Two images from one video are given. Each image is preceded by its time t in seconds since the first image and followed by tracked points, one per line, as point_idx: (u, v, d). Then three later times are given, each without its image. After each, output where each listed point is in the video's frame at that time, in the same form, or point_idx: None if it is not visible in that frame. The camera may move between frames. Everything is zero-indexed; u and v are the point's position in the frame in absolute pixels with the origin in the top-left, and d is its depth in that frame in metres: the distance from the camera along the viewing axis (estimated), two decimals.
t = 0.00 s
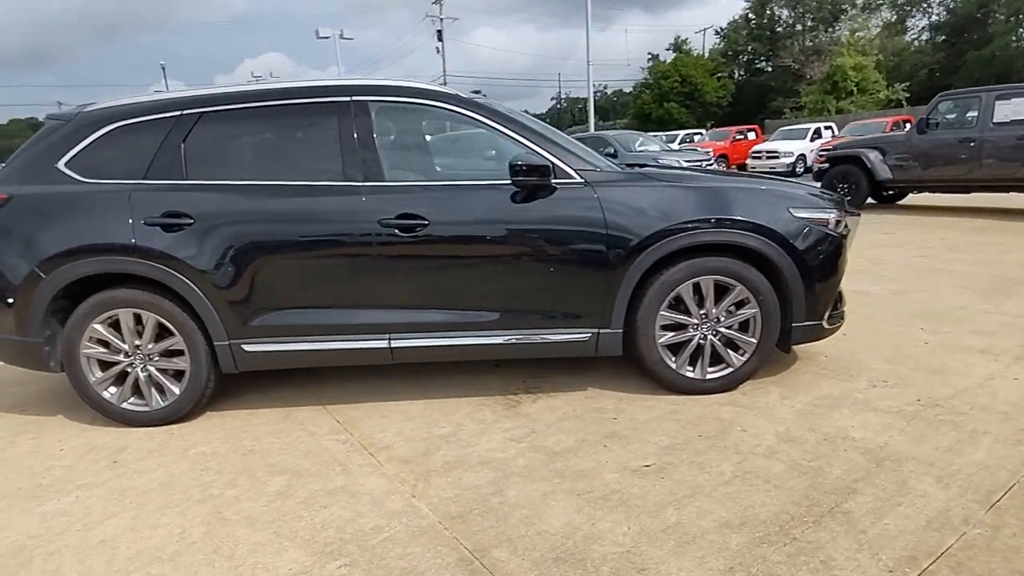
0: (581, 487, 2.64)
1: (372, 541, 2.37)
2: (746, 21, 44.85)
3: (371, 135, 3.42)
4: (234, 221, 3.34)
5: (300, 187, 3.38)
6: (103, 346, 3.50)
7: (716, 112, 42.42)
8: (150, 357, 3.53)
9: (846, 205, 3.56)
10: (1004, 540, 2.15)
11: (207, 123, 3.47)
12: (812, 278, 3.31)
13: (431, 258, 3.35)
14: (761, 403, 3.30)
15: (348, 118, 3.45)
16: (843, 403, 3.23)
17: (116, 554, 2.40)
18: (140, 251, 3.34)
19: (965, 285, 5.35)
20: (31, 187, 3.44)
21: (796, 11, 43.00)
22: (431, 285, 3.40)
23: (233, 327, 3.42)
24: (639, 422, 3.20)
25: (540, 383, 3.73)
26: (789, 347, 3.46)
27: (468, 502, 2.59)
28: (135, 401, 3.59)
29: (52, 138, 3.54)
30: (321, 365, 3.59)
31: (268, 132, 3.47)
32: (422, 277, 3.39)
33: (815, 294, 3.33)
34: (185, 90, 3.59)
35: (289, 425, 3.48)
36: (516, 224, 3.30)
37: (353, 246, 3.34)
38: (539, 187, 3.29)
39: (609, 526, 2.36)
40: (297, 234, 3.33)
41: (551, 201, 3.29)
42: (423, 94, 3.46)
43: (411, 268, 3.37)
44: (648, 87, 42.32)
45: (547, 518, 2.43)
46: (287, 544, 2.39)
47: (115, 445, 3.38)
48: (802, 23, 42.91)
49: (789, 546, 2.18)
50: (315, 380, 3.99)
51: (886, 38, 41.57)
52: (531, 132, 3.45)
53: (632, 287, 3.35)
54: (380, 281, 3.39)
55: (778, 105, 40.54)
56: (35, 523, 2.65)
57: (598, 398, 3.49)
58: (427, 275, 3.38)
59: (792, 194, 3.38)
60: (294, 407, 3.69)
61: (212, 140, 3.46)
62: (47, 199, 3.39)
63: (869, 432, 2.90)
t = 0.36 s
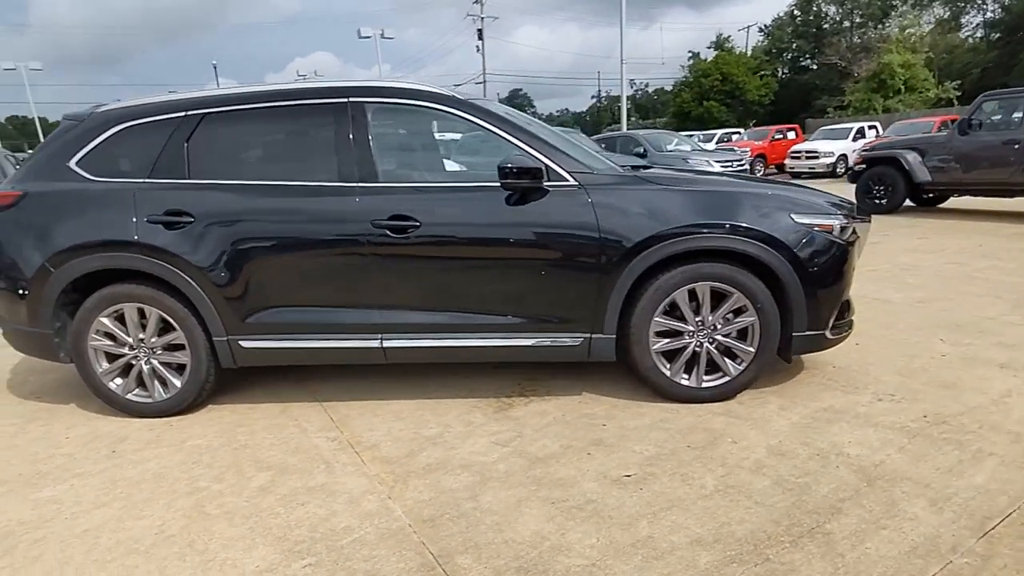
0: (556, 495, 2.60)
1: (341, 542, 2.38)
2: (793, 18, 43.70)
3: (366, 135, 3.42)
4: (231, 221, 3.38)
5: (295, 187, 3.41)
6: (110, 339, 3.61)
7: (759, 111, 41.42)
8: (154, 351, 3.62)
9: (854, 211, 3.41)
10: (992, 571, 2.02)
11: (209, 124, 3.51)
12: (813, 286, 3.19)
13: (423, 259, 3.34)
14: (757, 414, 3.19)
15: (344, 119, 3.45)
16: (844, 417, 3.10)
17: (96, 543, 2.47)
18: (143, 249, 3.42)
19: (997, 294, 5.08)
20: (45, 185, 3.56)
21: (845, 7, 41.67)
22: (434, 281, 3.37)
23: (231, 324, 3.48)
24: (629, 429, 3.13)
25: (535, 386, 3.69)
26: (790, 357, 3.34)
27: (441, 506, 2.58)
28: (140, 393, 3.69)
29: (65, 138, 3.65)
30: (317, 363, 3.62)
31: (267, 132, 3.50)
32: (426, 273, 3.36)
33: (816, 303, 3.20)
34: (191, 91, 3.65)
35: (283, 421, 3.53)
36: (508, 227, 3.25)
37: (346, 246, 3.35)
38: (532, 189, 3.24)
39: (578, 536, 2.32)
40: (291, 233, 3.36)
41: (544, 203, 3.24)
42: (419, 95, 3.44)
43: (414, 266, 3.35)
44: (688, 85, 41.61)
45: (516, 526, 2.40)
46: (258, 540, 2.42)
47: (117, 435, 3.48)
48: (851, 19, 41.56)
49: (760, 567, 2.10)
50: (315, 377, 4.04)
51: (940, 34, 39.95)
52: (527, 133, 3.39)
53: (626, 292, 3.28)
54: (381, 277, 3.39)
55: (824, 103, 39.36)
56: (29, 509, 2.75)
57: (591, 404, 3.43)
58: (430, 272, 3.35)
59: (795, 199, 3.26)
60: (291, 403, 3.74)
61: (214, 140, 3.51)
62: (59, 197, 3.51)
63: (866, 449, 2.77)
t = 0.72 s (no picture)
0: (530, 503, 2.53)
1: (307, 541, 2.36)
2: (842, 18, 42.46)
3: (362, 134, 3.40)
4: (228, 217, 3.41)
5: (291, 185, 3.42)
6: (114, 330, 3.69)
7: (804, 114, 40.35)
8: (155, 343, 3.68)
9: (862, 217, 3.27)
10: None
11: (212, 122, 3.56)
12: (815, 296, 3.05)
13: (415, 259, 3.31)
14: (753, 427, 3.06)
15: (341, 118, 3.44)
16: (845, 434, 2.95)
17: (74, 531, 2.51)
18: (145, 243, 3.48)
19: None
20: (57, 181, 3.66)
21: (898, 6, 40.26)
22: (434, 280, 3.32)
23: (228, 319, 3.52)
24: (617, 438, 3.04)
25: (529, 390, 3.63)
26: (791, 369, 3.20)
27: (413, 509, 2.54)
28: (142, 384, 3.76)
29: (77, 135, 3.75)
30: (311, 360, 3.64)
31: (266, 131, 3.51)
32: (426, 271, 3.31)
33: (818, 313, 3.06)
34: (196, 90, 3.70)
35: (276, 416, 3.54)
36: (500, 229, 3.19)
37: (338, 244, 3.35)
38: (523, 191, 3.17)
39: (544, 548, 2.25)
40: (286, 231, 3.37)
41: (536, 205, 3.17)
42: (415, 94, 3.41)
43: (414, 264, 3.31)
44: (730, 87, 40.77)
45: (483, 534, 2.34)
46: (228, 535, 2.43)
47: (117, 424, 3.55)
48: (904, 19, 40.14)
49: None
50: (313, 373, 4.05)
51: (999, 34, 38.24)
52: (523, 134, 3.33)
53: (619, 298, 3.19)
54: (382, 272, 3.35)
55: (873, 106, 38.10)
56: (20, 494, 2.83)
57: (583, 410, 3.35)
58: (430, 271, 3.30)
59: (797, 204, 3.13)
60: (287, 399, 3.76)
61: (215, 138, 3.55)
62: (69, 193, 3.61)
63: (862, 469, 2.62)
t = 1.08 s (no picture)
0: (497, 514, 2.48)
1: (268, 547, 2.34)
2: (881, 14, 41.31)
3: (348, 136, 3.38)
4: (216, 218, 3.42)
5: (278, 187, 3.41)
6: (109, 329, 3.74)
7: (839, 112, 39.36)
8: (148, 342, 3.72)
9: (860, 222, 3.13)
10: None
11: (203, 123, 3.57)
12: (807, 306, 2.92)
13: (398, 262, 3.27)
14: (740, 441, 2.95)
15: (328, 119, 3.42)
16: (835, 451, 2.82)
17: (47, 527, 2.54)
18: (136, 244, 3.52)
19: None
20: (55, 181, 3.73)
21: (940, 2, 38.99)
22: (434, 282, 3.26)
23: (216, 320, 3.54)
24: (597, 449, 2.96)
25: (516, 397, 3.56)
26: (783, 380, 3.09)
27: (379, 517, 2.51)
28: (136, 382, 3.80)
29: (76, 136, 3.81)
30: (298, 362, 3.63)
31: (254, 132, 3.52)
32: (426, 275, 3.25)
33: (810, 323, 2.93)
34: (190, 91, 3.72)
35: (262, 417, 3.55)
36: (482, 232, 3.13)
37: (322, 246, 3.33)
38: (506, 194, 3.11)
39: (503, 562, 2.19)
40: (271, 233, 3.37)
41: (519, 208, 3.11)
42: (402, 96, 3.37)
43: (411, 265, 3.25)
44: (763, 85, 39.96)
45: (444, 545, 2.30)
46: (193, 537, 2.43)
47: (109, 421, 3.60)
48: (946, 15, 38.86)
49: None
50: (305, 375, 4.06)
51: None
52: (508, 136, 3.27)
53: (602, 305, 3.11)
54: (386, 275, 3.31)
55: (911, 104, 36.96)
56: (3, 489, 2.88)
57: (567, 419, 3.27)
58: (429, 273, 3.24)
59: (790, 209, 3.01)
60: (276, 400, 3.76)
61: (205, 139, 3.56)
62: (66, 193, 3.67)
63: (847, 488, 2.50)
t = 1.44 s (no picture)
0: (461, 514, 2.44)
1: (230, 539, 2.35)
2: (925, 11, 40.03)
3: (335, 133, 3.39)
4: (207, 213, 3.47)
5: (265, 183, 3.44)
6: (107, 320, 3.82)
7: (880, 111, 38.25)
8: (144, 334, 3.79)
9: (854, 222, 3.01)
10: None
11: (197, 121, 3.63)
12: (793, 308, 2.82)
13: (379, 258, 3.25)
14: (722, 446, 2.85)
15: (316, 117, 3.44)
16: (819, 458, 2.70)
17: (25, 513, 2.60)
18: (132, 238, 3.59)
19: None
20: (57, 177, 3.83)
21: None
22: (449, 282, 3.18)
23: (206, 313, 3.58)
24: (574, 450, 2.90)
25: (502, 395, 3.52)
26: (769, 384, 2.99)
27: (344, 513, 2.49)
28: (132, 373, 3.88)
29: (79, 133, 3.91)
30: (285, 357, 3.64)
31: (245, 129, 3.56)
32: (441, 275, 3.19)
33: (796, 326, 2.83)
34: (187, 89, 3.78)
35: (250, 409, 3.58)
36: (462, 229, 3.10)
37: (307, 241, 3.34)
38: (487, 191, 3.08)
39: (458, 563, 2.16)
40: (258, 228, 3.40)
41: (500, 205, 3.07)
42: (388, 93, 3.37)
43: (428, 266, 3.18)
44: (800, 83, 39.03)
45: (402, 543, 2.27)
46: (160, 527, 2.45)
47: (105, 411, 3.68)
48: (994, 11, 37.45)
49: None
50: (297, 369, 4.08)
51: None
52: (492, 133, 3.23)
53: (584, 304, 3.05)
54: (402, 274, 3.24)
55: (956, 103, 35.70)
56: None
57: (549, 419, 3.22)
58: (446, 274, 3.17)
59: (778, 208, 2.92)
60: (267, 393, 3.80)
61: (198, 136, 3.62)
62: (67, 188, 3.76)
63: (826, 498, 2.39)
